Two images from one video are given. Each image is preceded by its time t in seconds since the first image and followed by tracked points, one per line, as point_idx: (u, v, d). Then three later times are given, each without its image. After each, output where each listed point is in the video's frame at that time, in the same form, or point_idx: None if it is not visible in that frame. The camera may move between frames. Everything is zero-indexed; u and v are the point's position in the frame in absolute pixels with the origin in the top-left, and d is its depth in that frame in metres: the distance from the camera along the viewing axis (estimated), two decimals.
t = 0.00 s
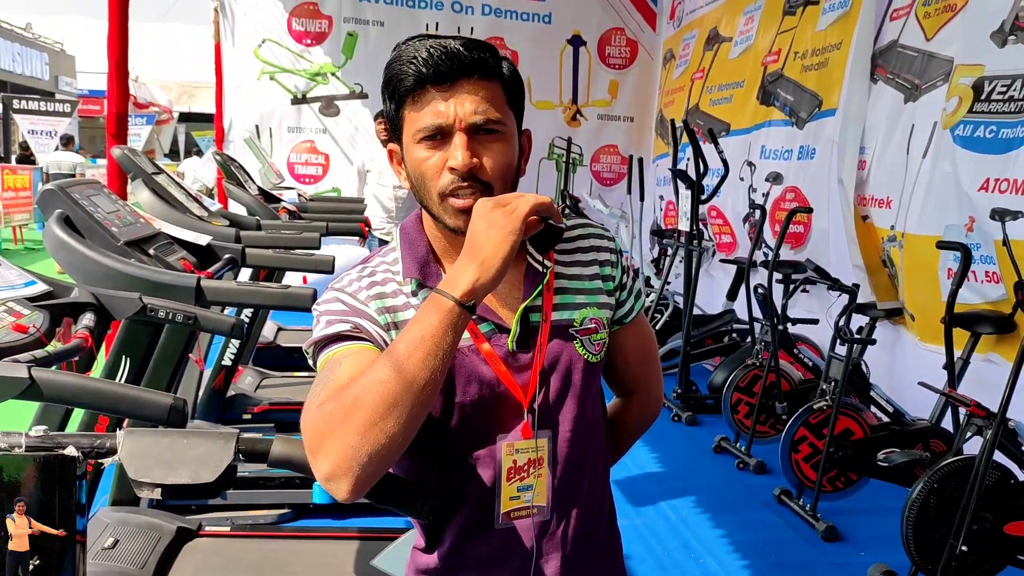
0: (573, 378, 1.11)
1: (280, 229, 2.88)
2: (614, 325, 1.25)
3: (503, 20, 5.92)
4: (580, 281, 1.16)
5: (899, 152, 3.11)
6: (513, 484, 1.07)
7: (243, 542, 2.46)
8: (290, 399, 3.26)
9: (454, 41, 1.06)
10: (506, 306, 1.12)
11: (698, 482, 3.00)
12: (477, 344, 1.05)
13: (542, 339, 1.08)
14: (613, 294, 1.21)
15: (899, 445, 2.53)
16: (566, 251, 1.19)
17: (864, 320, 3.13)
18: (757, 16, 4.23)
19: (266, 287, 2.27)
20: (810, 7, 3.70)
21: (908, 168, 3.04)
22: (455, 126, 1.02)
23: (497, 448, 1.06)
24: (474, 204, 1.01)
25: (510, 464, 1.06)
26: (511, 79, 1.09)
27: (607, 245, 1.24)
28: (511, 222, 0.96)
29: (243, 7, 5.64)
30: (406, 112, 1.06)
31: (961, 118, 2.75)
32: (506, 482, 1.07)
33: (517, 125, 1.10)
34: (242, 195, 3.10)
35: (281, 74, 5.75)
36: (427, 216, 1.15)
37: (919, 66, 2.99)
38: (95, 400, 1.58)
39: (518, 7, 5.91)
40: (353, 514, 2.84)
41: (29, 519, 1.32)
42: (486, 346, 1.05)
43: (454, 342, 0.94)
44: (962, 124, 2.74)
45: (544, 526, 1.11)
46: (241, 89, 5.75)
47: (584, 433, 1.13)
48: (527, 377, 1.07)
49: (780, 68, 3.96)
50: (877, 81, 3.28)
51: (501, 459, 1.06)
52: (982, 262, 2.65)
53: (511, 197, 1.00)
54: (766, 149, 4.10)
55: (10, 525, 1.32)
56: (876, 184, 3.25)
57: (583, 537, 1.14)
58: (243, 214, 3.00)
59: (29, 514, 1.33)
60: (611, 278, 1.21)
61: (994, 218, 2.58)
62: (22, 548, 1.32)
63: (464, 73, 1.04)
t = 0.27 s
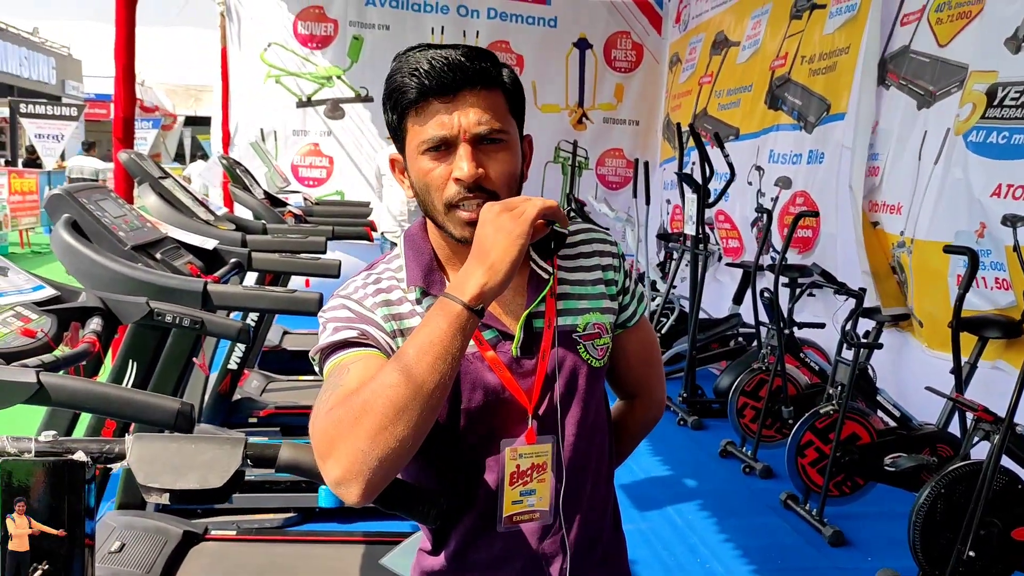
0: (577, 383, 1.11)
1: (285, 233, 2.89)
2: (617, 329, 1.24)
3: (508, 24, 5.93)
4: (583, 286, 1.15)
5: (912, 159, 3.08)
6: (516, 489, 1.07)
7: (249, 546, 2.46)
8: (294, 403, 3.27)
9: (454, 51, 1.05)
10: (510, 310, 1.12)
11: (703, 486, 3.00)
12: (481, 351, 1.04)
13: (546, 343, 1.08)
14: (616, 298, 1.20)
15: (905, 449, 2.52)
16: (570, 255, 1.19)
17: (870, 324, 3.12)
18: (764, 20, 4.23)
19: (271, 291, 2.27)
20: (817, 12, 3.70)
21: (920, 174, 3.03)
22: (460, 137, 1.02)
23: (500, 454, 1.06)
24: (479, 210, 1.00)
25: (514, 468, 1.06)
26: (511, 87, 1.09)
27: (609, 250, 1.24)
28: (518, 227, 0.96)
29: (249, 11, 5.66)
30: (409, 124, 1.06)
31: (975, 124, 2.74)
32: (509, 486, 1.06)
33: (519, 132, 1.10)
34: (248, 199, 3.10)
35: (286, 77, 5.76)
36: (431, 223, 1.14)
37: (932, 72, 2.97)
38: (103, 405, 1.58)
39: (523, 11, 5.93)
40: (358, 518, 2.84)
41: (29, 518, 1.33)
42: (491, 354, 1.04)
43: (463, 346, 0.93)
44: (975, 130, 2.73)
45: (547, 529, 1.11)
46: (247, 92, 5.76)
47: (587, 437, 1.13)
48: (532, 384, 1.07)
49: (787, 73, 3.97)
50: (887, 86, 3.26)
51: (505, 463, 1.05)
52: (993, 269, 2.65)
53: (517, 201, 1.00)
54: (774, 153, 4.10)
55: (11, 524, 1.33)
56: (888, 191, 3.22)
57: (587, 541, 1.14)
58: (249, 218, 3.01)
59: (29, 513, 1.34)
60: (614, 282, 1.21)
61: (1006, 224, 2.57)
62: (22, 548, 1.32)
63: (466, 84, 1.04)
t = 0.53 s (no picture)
0: (584, 390, 1.11)
1: (290, 237, 2.90)
2: (621, 335, 1.24)
3: (513, 28, 5.94)
4: (588, 292, 1.16)
5: (922, 165, 3.07)
6: (523, 493, 1.07)
7: (253, 550, 2.47)
8: (299, 407, 3.27)
9: (469, 59, 1.05)
10: (516, 316, 1.11)
11: (708, 490, 2.99)
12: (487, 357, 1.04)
13: (552, 349, 1.07)
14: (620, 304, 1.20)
15: (911, 454, 2.52)
16: (574, 261, 1.19)
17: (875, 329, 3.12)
18: (769, 24, 4.23)
19: (277, 296, 2.27)
20: (823, 16, 3.70)
21: (929, 180, 3.02)
22: (472, 143, 1.02)
23: (508, 459, 1.06)
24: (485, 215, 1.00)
25: (521, 473, 1.06)
26: (524, 96, 1.10)
27: (613, 255, 1.24)
28: (523, 232, 0.96)
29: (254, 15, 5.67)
30: (421, 129, 1.06)
31: (985, 130, 2.73)
32: (517, 490, 1.06)
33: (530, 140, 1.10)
34: (253, 203, 3.11)
35: (290, 80, 5.77)
36: (438, 229, 1.14)
37: (942, 79, 2.96)
38: (108, 410, 1.57)
39: (528, 14, 5.93)
40: (362, 522, 2.85)
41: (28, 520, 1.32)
42: (497, 358, 1.03)
43: (468, 351, 0.93)
44: (986, 136, 2.72)
45: (552, 535, 1.10)
46: (251, 95, 5.77)
47: (592, 442, 1.13)
48: (539, 389, 1.07)
49: (792, 77, 3.97)
50: (896, 91, 3.25)
51: (513, 469, 1.05)
52: (1002, 276, 2.64)
53: (522, 207, 0.99)
54: (781, 158, 4.10)
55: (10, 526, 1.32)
56: (899, 196, 3.20)
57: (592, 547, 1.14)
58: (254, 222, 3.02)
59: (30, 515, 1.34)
60: (618, 288, 1.21)
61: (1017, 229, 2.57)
62: (22, 548, 1.32)
63: (479, 90, 1.04)
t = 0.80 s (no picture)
0: (588, 393, 1.11)
1: (294, 240, 2.90)
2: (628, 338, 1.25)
3: (517, 30, 5.95)
4: (593, 296, 1.16)
5: (930, 169, 3.07)
6: (527, 494, 1.07)
7: (257, 552, 2.46)
8: (302, 409, 3.28)
9: (482, 62, 1.05)
10: (522, 319, 1.11)
11: (712, 493, 2.99)
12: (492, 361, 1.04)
13: (557, 351, 1.08)
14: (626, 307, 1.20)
15: (915, 457, 2.52)
16: (581, 264, 1.19)
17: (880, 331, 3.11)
18: (774, 27, 4.24)
19: (280, 298, 2.27)
20: (828, 19, 3.71)
21: (938, 185, 3.01)
22: (484, 147, 1.02)
23: (513, 460, 1.06)
24: (488, 217, 1.00)
25: (525, 476, 1.05)
26: (536, 101, 1.10)
27: (619, 258, 1.24)
28: (525, 234, 0.96)
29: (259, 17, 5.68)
30: (434, 131, 1.06)
31: (995, 135, 2.73)
32: (521, 493, 1.06)
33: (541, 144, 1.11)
34: (257, 205, 3.12)
35: (293, 83, 5.78)
36: (445, 231, 1.15)
37: (952, 83, 2.95)
38: (113, 411, 1.58)
39: (532, 17, 5.94)
40: (365, 525, 2.85)
41: (28, 520, 1.32)
42: (503, 361, 1.03)
43: (470, 352, 0.93)
44: (996, 141, 2.72)
45: (555, 536, 1.10)
46: (255, 98, 5.78)
47: (596, 445, 1.13)
48: (543, 391, 1.07)
49: (798, 80, 3.98)
50: (903, 96, 3.26)
51: (517, 471, 1.05)
52: (1009, 281, 2.64)
53: (525, 210, 0.99)
54: (788, 161, 4.09)
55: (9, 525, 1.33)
56: (906, 200, 3.20)
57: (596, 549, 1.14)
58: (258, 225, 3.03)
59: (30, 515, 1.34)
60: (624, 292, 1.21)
61: None
62: (22, 548, 1.32)
63: (492, 94, 1.04)
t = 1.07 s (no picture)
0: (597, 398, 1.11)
1: (297, 241, 2.91)
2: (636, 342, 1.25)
3: (519, 33, 5.95)
4: (603, 300, 1.16)
5: (938, 173, 3.06)
6: (535, 499, 1.07)
7: (259, 554, 2.47)
8: (304, 410, 3.28)
9: (492, 69, 1.05)
10: (531, 323, 1.12)
11: (714, 496, 2.99)
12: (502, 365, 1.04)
13: (566, 355, 1.08)
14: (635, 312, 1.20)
15: (917, 460, 2.51)
16: (591, 267, 1.19)
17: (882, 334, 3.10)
18: (780, 30, 4.25)
19: (284, 300, 2.28)
20: (833, 22, 3.73)
21: (947, 190, 3.01)
22: (492, 153, 1.03)
23: (520, 463, 1.06)
24: (491, 222, 1.00)
25: (533, 479, 1.06)
26: (547, 106, 1.09)
27: (628, 264, 1.25)
28: (526, 238, 0.95)
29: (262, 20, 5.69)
30: (443, 135, 1.06)
31: (1005, 139, 2.72)
32: (529, 496, 1.06)
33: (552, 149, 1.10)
34: (260, 207, 3.13)
35: (296, 85, 5.79)
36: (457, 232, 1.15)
37: (961, 87, 2.95)
38: (116, 413, 1.58)
39: (534, 19, 5.95)
40: (367, 526, 2.85)
41: (28, 520, 1.32)
42: (512, 365, 1.03)
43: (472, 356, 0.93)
44: (1005, 145, 2.71)
45: (558, 539, 1.10)
46: (258, 100, 5.79)
47: (604, 450, 1.13)
48: (551, 394, 1.07)
49: (804, 84, 3.99)
50: (909, 99, 3.27)
51: (524, 474, 1.05)
52: (1013, 285, 2.64)
53: (526, 214, 0.99)
54: (794, 164, 4.09)
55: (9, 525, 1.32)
56: (914, 204, 3.19)
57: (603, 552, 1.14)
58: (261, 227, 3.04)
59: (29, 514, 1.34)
60: (633, 297, 1.21)
61: None
62: (21, 548, 1.32)
63: (502, 100, 1.04)
